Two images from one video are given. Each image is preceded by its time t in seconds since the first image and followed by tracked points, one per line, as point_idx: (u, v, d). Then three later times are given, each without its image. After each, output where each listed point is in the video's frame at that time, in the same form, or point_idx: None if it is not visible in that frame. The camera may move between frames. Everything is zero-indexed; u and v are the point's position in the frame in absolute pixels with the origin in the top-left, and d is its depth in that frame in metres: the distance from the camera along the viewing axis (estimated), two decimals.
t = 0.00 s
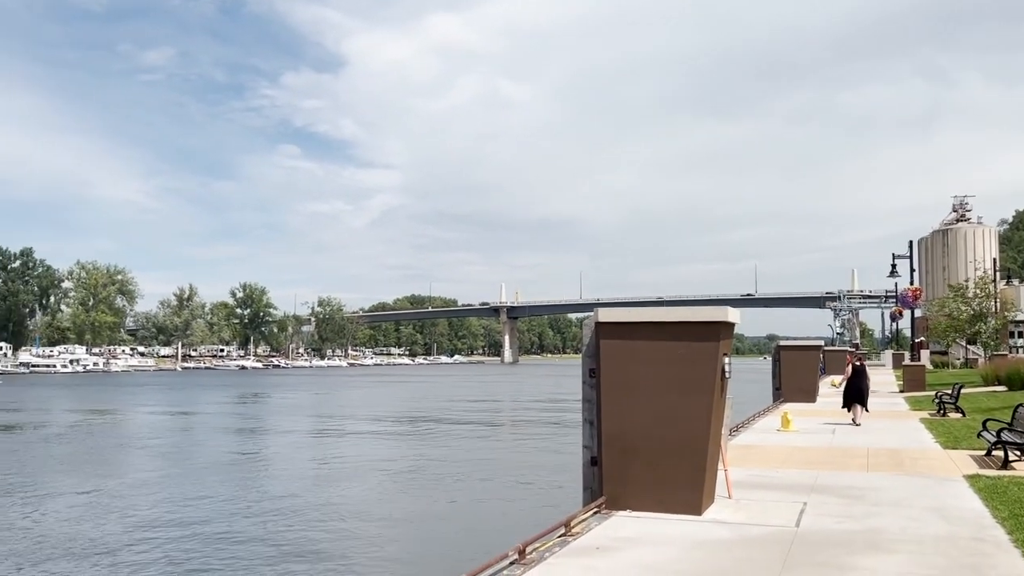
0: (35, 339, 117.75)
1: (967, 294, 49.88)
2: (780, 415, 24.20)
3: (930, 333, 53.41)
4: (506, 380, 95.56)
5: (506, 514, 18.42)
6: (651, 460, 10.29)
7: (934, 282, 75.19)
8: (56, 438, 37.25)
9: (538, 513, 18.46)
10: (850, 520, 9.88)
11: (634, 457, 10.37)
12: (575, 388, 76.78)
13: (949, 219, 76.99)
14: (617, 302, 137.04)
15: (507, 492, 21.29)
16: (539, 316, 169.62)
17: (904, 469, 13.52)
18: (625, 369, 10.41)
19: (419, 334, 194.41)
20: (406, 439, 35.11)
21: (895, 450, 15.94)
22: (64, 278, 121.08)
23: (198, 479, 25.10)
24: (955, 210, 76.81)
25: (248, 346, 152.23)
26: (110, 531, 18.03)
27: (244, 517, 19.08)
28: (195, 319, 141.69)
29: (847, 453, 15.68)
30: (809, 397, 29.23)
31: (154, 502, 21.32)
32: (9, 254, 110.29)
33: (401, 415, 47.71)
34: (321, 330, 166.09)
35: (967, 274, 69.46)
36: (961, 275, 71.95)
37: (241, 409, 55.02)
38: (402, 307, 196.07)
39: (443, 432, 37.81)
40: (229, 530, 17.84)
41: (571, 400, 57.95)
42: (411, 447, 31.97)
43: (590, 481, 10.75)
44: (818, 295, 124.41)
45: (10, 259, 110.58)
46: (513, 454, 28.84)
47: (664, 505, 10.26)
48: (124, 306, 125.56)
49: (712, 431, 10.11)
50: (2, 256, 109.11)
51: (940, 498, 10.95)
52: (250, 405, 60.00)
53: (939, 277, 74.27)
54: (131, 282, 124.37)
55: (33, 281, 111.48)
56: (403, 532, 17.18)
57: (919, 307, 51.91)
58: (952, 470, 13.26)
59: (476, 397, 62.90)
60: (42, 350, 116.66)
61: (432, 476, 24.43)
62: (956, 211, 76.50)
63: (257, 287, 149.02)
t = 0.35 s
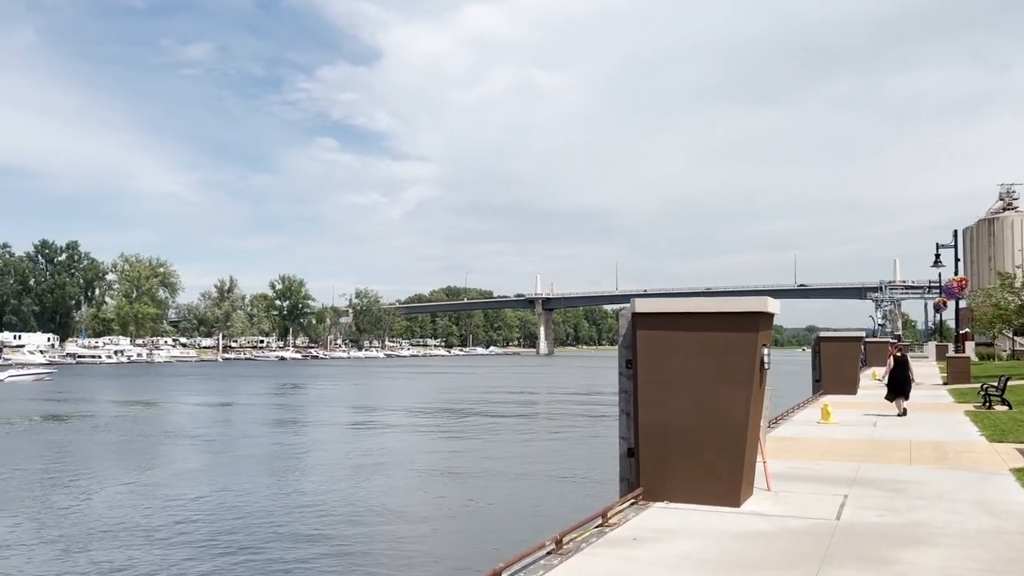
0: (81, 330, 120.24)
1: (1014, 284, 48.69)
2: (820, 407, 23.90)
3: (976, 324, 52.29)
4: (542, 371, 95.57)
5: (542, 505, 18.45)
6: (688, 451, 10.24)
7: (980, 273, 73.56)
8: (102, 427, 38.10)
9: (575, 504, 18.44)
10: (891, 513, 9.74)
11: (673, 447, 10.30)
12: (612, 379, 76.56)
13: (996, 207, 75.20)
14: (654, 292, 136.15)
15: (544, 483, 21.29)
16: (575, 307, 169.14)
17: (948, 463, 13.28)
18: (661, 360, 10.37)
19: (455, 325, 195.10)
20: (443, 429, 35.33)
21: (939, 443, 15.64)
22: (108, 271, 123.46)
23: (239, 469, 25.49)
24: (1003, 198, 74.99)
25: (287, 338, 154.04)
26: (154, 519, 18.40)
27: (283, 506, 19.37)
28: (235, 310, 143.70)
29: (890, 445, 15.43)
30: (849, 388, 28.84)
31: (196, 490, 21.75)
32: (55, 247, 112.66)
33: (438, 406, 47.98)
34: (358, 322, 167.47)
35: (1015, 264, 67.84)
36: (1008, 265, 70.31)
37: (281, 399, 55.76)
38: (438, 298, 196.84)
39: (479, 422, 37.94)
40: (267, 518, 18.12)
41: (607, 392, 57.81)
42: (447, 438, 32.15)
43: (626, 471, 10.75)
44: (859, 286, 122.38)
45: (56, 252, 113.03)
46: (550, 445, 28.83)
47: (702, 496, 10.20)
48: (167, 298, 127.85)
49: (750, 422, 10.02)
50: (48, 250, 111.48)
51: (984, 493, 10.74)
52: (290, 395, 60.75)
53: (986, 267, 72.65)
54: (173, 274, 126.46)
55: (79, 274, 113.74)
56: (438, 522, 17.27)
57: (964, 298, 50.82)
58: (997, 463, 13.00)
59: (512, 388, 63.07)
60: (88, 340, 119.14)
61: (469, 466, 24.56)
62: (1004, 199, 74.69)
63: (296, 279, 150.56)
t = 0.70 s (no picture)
0: (127, 322, 122.68)
1: None
2: (862, 400, 23.55)
3: None
4: (580, 363, 95.38)
5: (579, 497, 18.46)
6: (729, 442, 10.15)
7: None
8: (147, 418, 38.88)
9: (612, 497, 18.41)
10: (937, 507, 9.57)
11: (711, 439, 10.25)
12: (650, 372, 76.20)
13: None
14: (692, 284, 135.00)
15: (582, 475, 21.29)
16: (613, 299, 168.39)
17: (995, 457, 13.03)
18: (700, 352, 10.29)
19: (492, 317, 195.52)
20: (480, 421, 35.45)
21: (986, 437, 15.32)
22: (152, 263, 125.72)
23: (278, 459, 25.81)
24: None
25: (326, 330, 155.64)
26: (195, 507, 18.70)
27: (321, 496, 19.53)
28: (276, 303, 145.56)
29: (935, 439, 15.15)
30: (892, 380, 28.39)
31: (238, 480, 22.08)
32: (102, 240, 114.99)
33: (475, 397, 48.16)
34: (396, 314, 168.63)
35: None
36: None
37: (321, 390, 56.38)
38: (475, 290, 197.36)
39: (517, 414, 38.05)
40: (307, 507, 18.33)
41: (644, 384, 57.55)
42: (485, 430, 32.26)
43: (665, 464, 10.72)
44: (902, 277, 120.12)
45: (102, 245, 115.26)
46: (587, 437, 28.81)
47: (742, 489, 10.12)
48: (208, 291, 129.90)
49: (792, 414, 9.90)
50: (95, 243, 113.79)
51: None
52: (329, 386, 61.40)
53: None
54: (215, 267, 128.49)
55: (124, 267, 115.91)
56: (475, 513, 17.35)
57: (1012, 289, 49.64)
58: None
59: (549, 380, 63.08)
60: (133, 332, 121.47)
61: (507, 458, 24.63)
62: None
63: (335, 271, 151.85)
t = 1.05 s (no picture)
0: (173, 315, 125.08)
1: None
2: (910, 393, 23.12)
3: None
4: (619, 357, 94.94)
5: (620, 491, 18.43)
6: (771, 436, 10.06)
7: None
8: (193, 409, 39.59)
9: (653, 490, 18.36)
10: (985, 503, 9.38)
11: (753, 431, 10.16)
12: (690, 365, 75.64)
13: None
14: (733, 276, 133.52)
15: (621, 468, 21.25)
16: (652, 292, 167.35)
17: None
18: (743, 344, 10.20)
19: (531, 310, 195.70)
20: (520, 413, 35.57)
21: None
22: (198, 257, 127.93)
23: (321, 450, 26.09)
24: None
25: (367, 322, 157.09)
26: (240, 497, 18.97)
27: (362, 488, 19.68)
28: (318, 296, 147.29)
29: (984, 434, 14.84)
30: (940, 373, 27.88)
31: (282, 470, 22.52)
32: (149, 234, 117.31)
33: (515, 390, 48.32)
34: (435, 307, 169.58)
35: None
36: None
37: (362, 382, 57.02)
38: (513, 283, 197.71)
39: (556, 407, 38.05)
40: (349, 497, 18.65)
41: (685, 377, 57.20)
42: (525, 422, 32.33)
43: (707, 457, 10.67)
44: (950, 269, 117.46)
45: (149, 239, 117.76)
46: (628, 430, 28.75)
47: (784, 482, 10.02)
48: (252, 284, 132.01)
49: (836, 406, 9.77)
50: (142, 237, 116.26)
51: None
52: (369, 378, 62.07)
53: None
54: (258, 260, 130.41)
55: (171, 260, 118.33)
56: (515, 505, 17.42)
57: None
58: None
59: (588, 373, 63.02)
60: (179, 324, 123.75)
61: (547, 451, 24.66)
62: None
63: (376, 264, 153.21)
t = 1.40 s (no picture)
0: (222, 309, 127.18)
1: None
2: (963, 389, 22.55)
3: None
4: (662, 351, 94.33)
5: (664, 485, 18.33)
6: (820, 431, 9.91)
7: None
8: (241, 401, 40.34)
9: (697, 486, 18.21)
10: None
11: (802, 427, 10.02)
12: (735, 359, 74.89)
13: None
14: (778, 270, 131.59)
15: (666, 463, 21.10)
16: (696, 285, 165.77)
17: None
18: (790, 337, 10.08)
19: (573, 304, 195.34)
20: (563, 407, 35.56)
21: None
22: (245, 252, 129.97)
23: (367, 442, 26.33)
24: None
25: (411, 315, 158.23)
26: (287, 488, 19.25)
27: (407, 480, 19.79)
28: (362, 289, 148.79)
29: None
30: (997, 369, 27.20)
31: (328, 461, 22.94)
32: (198, 229, 119.59)
33: (557, 384, 48.32)
34: (478, 300, 170.21)
35: None
36: None
37: (406, 375, 57.56)
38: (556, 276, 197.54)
39: (599, 401, 37.96)
40: (393, 488, 18.90)
41: (731, 371, 56.69)
42: (569, 416, 32.30)
43: (754, 451, 10.56)
44: (1006, 262, 114.24)
45: (198, 234, 120.16)
46: (671, 424, 28.55)
47: (834, 477, 9.86)
48: (299, 278, 133.82)
49: (887, 401, 9.57)
50: (192, 232, 118.70)
51: None
52: (413, 371, 62.62)
53: None
54: (304, 255, 132.14)
55: (219, 255, 120.77)
56: (560, 499, 17.44)
57: None
58: None
59: (633, 367, 62.71)
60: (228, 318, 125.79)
61: (592, 445, 24.61)
62: None
63: (420, 258, 152.96)
